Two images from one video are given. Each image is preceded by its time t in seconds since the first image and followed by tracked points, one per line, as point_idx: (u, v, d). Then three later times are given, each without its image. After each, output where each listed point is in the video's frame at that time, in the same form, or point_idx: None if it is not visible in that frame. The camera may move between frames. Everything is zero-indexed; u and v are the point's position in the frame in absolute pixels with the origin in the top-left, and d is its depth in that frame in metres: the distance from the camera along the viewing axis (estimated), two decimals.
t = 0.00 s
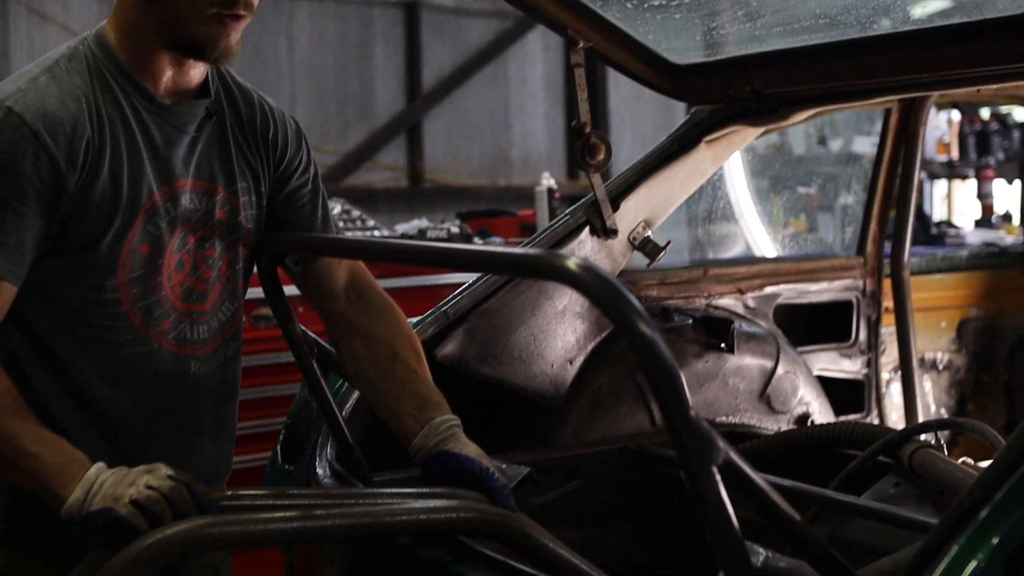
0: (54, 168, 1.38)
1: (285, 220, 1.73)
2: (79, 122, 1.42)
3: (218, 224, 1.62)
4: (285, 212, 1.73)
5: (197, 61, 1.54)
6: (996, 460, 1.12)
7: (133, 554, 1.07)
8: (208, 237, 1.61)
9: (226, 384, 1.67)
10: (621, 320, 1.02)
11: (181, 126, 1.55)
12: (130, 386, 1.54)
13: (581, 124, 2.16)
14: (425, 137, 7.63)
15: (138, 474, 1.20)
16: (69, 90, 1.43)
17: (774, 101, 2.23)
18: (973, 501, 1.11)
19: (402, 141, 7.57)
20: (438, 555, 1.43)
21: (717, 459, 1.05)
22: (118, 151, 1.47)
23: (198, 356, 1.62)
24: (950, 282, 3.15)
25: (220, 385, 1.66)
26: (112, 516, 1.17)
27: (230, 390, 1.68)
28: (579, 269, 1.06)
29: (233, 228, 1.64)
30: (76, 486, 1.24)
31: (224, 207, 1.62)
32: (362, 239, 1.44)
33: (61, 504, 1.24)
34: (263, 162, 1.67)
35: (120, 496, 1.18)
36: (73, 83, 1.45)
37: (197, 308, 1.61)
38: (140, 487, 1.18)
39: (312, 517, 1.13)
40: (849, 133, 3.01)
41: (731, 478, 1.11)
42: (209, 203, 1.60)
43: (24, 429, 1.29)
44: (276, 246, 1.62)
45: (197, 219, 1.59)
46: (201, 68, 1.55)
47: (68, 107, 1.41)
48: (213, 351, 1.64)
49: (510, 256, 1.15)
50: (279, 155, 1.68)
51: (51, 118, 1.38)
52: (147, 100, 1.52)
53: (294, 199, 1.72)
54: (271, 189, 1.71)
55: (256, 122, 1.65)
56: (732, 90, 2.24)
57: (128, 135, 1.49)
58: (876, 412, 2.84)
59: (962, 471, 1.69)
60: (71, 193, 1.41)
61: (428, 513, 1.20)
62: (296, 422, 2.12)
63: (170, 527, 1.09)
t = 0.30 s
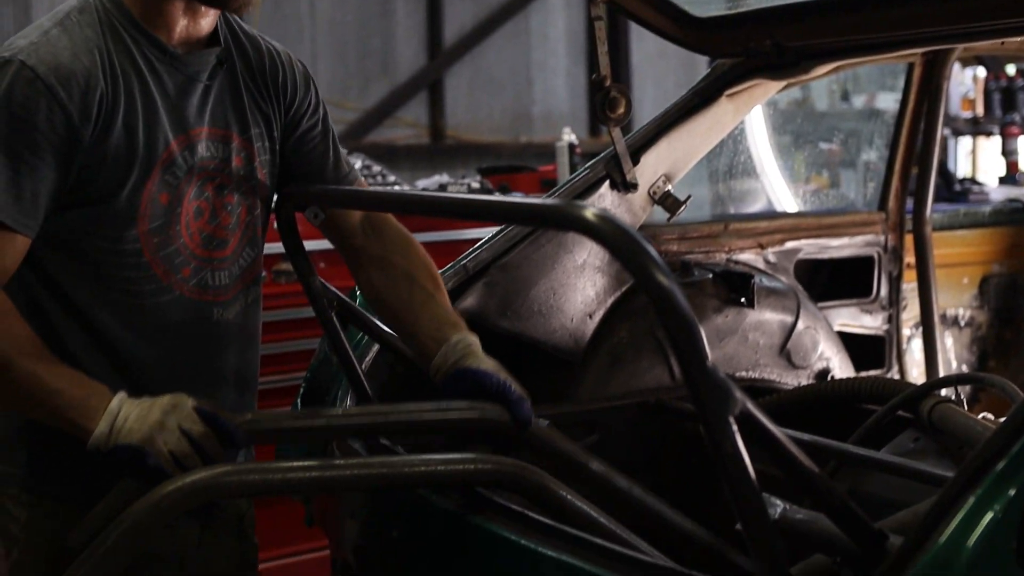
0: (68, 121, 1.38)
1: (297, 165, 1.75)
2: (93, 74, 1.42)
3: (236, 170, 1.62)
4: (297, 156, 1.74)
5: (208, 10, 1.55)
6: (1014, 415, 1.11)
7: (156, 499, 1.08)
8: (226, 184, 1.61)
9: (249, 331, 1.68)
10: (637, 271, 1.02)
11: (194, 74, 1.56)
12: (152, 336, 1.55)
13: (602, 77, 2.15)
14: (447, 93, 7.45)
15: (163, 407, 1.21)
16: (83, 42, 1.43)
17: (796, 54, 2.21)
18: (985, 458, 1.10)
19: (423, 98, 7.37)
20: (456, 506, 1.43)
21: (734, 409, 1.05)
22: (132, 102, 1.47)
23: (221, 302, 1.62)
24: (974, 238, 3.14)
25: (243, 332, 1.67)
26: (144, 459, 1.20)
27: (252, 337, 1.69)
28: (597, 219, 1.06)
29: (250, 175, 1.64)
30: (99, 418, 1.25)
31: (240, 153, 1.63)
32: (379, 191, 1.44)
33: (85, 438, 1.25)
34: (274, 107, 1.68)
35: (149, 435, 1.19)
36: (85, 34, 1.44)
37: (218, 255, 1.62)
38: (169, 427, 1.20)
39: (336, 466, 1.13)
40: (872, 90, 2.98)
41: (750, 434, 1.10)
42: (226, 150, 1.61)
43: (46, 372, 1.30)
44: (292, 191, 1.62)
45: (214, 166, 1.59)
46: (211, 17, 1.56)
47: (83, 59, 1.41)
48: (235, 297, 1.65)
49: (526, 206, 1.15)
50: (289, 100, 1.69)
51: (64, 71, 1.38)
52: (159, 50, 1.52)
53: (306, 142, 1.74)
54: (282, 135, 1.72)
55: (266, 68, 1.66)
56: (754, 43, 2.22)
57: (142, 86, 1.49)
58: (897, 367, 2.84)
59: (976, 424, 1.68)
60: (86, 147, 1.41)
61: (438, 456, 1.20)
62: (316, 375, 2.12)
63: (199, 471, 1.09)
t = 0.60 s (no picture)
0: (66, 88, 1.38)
1: (297, 114, 1.81)
2: (91, 41, 1.41)
3: (241, 124, 1.64)
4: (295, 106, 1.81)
5: None
6: None
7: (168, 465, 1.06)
8: (232, 138, 1.63)
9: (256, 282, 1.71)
10: (648, 235, 1.01)
11: (192, 31, 1.57)
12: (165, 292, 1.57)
13: (616, 43, 2.14)
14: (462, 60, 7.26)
15: (191, 282, 1.23)
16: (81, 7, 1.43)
17: (812, 20, 2.20)
18: (999, 420, 1.11)
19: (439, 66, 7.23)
20: (467, 473, 1.43)
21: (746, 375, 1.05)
22: (130, 66, 1.47)
23: (231, 255, 1.65)
24: (991, 207, 3.12)
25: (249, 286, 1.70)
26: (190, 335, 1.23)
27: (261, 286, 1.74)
28: (608, 183, 1.05)
29: (253, 128, 1.66)
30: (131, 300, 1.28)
31: (242, 106, 1.65)
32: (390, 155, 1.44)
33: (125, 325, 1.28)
34: (276, 62, 1.72)
35: (186, 318, 1.22)
36: None
37: (228, 209, 1.64)
38: (202, 303, 1.21)
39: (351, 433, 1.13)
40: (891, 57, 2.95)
41: (763, 403, 1.09)
42: (228, 105, 1.62)
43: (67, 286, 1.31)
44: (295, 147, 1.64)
45: (218, 121, 1.61)
46: None
47: (82, 24, 1.41)
48: (244, 249, 1.68)
49: (537, 170, 1.14)
50: (288, 52, 1.74)
51: (61, 37, 1.38)
52: (155, 11, 1.53)
53: (307, 93, 1.80)
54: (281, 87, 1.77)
55: (259, 20, 1.70)
56: (770, 9, 2.21)
57: (142, 49, 1.49)
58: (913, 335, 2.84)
59: (987, 390, 1.68)
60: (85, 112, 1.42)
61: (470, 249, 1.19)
62: (330, 344, 2.13)
63: (218, 434, 1.09)
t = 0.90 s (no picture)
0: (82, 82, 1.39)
1: (289, 119, 1.83)
2: (103, 31, 1.42)
3: (241, 125, 1.65)
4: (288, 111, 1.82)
5: None
6: None
7: (171, 466, 1.07)
8: (232, 139, 1.64)
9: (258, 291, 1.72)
10: (652, 236, 1.01)
11: (197, 30, 1.58)
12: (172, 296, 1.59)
13: (625, 42, 2.15)
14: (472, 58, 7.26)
15: (248, 261, 1.29)
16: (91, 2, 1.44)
17: (820, 18, 2.20)
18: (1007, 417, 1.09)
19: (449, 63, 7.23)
20: (471, 473, 1.43)
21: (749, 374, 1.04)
22: (140, 60, 1.48)
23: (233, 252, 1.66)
24: (999, 204, 3.13)
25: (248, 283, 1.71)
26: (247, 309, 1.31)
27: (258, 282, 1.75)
28: (610, 182, 1.05)
29: (252, 130, 1.67)
30: (173, 269, 1.33)
31: (242, 108, 1.65)
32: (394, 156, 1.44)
33: (169, 295, 1.33)
34: (273, 70, 1.73)
35: (244, 296, 1.29)
36: None
37: (228, 208, 1.65)
38: (263, 280, 1.29)
39: (358, 432, 1.13)
40: (902, 55, 2.95)
41: (768, 402, 1.09)
42: (230, 105, 1.63)
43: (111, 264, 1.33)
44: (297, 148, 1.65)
45: (221, 122, 1.62)
46: None
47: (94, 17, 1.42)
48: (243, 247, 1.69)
49: (539, 168, 1.15)
50: (284, 60, 1.75)
51: (76, 26, 1.39)
52: (161, 6, 1.53)
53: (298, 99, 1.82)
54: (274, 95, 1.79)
55: (259, 29, 1.70)
56: (778, 7, 2.21)
57: (149, 45, 1.51)
58: (922, 334, 2.83)
59: (996, 389, 1.68)
60: (101, 100, 1.43)
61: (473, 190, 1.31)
62: (338, 343, 2.13)
63: (225, 433, 1.09)
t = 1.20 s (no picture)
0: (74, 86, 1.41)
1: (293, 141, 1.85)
2: (100, 38, 1.44)
3: (241, 141, 1.66)
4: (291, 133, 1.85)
5: None
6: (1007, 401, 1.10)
7: (151, 484, 1.06)
8: (233, 154, 1.64)
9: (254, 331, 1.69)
10: (630, 252, 1.01)
11: (201, 47, 1.60)
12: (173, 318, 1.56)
13: (610, 58, 2.15)
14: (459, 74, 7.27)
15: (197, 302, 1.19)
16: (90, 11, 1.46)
17: (805, 34, 2.20)
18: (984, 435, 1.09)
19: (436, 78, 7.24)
20: (455, 491, 1.43)
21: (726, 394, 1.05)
22: (139, 72, 1.50)
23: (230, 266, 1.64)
24: (983, 220, 3.15)
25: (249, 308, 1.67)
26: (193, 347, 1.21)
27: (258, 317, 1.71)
28: (590, 201, 1.04)
29: (253, 147, 1.68)
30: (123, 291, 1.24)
31: (244, 125, 1.66)
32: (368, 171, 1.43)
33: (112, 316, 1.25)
34: (276, 92, 1.75)
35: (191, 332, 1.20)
36: (92, 6, 1.48)
37: (229, 223, 1.63)
38: (212, 324, 1.19)
39: (340, 449, 1.13)
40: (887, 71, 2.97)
41: (748, 420, 1.10)
42: (232, 121, 1.64)
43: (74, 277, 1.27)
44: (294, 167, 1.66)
45: (222, 136, 1.62)
46: None
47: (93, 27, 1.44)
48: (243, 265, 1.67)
49: (526, 189, 1.13)
50: (289, 82, 1.79)
51: (74, 34, 1.41)
52: (166, 23, 1.56)
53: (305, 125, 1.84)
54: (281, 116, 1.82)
55: (264, 53, 1.73)
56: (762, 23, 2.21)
57: (150, 59, 1.52)
58: (906, 348, 2.84)
59: (977, 404, 1.69)
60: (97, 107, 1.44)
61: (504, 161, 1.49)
62: (322, 360, 2.13)
63: (203, 453, 1.08)
